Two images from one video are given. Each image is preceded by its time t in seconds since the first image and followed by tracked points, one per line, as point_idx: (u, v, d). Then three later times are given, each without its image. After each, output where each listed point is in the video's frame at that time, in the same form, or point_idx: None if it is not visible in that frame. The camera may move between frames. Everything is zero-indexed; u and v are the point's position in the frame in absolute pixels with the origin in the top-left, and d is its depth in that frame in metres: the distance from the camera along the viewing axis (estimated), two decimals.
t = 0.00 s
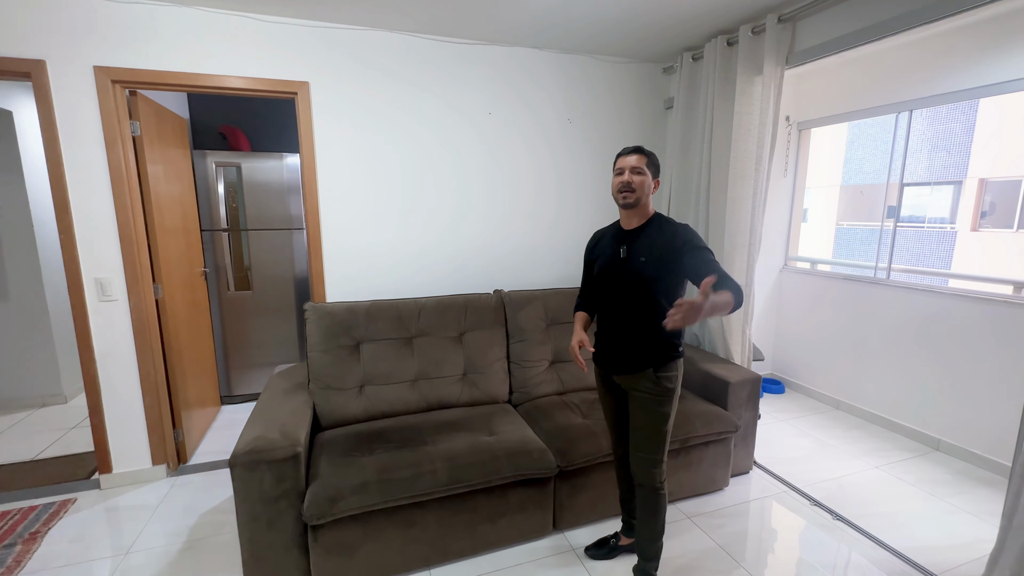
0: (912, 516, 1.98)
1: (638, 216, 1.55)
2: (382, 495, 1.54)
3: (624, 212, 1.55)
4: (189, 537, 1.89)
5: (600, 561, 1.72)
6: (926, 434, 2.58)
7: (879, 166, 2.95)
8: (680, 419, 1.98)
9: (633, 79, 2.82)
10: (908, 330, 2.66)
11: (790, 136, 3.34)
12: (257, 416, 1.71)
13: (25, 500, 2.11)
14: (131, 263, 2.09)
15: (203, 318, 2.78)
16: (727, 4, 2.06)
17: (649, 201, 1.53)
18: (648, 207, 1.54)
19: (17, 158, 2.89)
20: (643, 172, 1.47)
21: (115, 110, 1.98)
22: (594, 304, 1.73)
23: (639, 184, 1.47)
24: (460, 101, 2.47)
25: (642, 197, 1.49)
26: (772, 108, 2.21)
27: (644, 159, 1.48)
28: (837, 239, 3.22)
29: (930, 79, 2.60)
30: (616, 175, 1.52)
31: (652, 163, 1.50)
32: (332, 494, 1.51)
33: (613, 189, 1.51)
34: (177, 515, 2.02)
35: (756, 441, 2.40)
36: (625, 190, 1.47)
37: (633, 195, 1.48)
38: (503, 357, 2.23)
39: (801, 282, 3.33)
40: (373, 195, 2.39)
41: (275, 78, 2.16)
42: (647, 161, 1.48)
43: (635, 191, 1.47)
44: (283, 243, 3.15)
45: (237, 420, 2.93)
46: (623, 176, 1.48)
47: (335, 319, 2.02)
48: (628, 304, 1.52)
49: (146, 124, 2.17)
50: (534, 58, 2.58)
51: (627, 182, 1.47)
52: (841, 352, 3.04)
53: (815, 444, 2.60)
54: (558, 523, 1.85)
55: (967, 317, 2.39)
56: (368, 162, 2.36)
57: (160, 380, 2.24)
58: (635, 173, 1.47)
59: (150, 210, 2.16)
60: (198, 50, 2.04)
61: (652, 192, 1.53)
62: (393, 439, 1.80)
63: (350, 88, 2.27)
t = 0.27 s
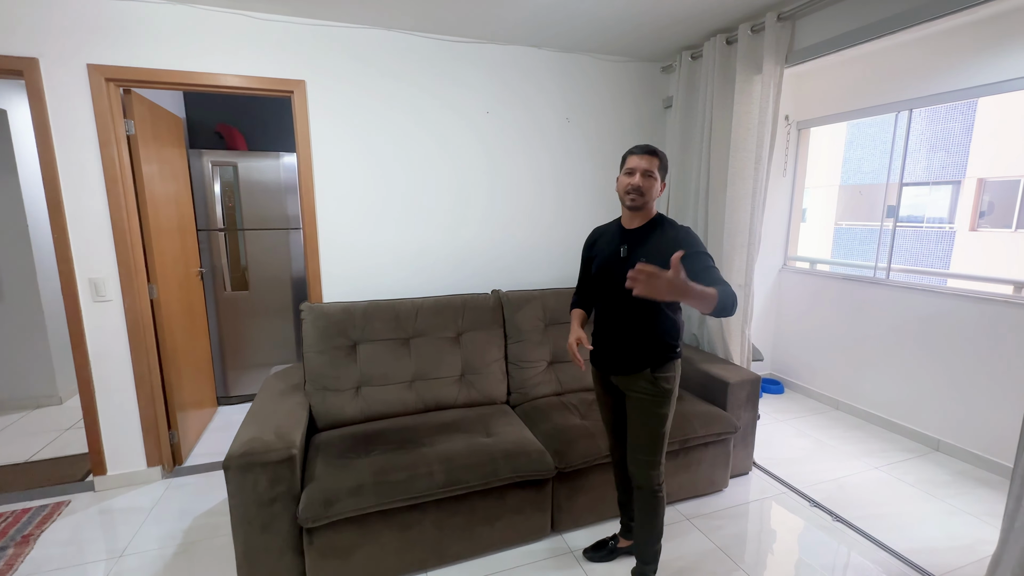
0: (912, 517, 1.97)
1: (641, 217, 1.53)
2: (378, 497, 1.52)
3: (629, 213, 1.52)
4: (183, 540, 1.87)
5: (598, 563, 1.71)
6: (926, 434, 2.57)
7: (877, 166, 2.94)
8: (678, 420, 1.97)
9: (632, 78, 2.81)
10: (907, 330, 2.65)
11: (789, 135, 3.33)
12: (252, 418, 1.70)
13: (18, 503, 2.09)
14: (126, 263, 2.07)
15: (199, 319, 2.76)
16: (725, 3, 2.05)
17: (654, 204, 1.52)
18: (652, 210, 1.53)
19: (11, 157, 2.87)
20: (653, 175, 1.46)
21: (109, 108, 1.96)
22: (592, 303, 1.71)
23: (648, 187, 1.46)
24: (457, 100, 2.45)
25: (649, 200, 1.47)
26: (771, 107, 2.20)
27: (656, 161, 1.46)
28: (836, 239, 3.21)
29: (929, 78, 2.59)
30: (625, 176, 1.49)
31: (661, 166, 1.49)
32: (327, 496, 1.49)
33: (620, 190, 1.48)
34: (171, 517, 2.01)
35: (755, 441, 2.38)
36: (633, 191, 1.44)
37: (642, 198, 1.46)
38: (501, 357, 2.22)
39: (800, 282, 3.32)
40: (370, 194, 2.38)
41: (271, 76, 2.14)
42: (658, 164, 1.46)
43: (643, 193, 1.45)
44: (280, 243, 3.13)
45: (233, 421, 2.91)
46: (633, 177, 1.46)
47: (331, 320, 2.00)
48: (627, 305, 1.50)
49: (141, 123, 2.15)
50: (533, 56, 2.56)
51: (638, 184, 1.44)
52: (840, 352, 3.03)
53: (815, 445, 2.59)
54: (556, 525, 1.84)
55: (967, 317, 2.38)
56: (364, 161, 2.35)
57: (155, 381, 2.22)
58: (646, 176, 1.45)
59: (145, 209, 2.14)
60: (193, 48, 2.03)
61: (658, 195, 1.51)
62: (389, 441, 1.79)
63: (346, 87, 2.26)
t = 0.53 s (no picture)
0: (911, 519, 1.96)
1: (641, 219, 1.52)
2: (374, 500, 1.51)
3: (629, 215, 1.51)
4: (179, 542, 1.86)
5: (596, 566, 1.70)
6: (924, 435, 2.56)
7: (875, 166, 2.93)
8: (677, 421, 1.96)
9: (630, 77, 2.80)
10: (906, 331, 2.65)
11: (788, 135, 3.31)
12: (247, 420, 1.68)
13: (12, 505, 2.07)
14: (120, 263, 2.05)
15: (195, 319, 2.74)
16: (723, 2, 2.04)
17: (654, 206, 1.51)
18: (652, 213, 1.52)
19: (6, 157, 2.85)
20: (655, 178, 1.45)
21: (103, 108, 1.95)
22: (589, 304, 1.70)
23: (650, 190, 1.45)
24: (455, 99, 2.44)
25: (650, 203, 1.46)
26: (769, 107, 2.19)
27: (658, 165, 1.45)
28: (834, 239, 3.21)
29: (927, 78, 2.58)
30: (626, 178, 1.48)
31: (662, 169, 1.48)
32: (323, 499, 1.48)
33: (621, 193, 1.47)
34: (167, 519, 1.99)
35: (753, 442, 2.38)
36: (636, 194, 1.43)
37: (644, 201, 1.45)
38: (498, 358, 2.21)
39: (798, 283, 3.31)
40: (367, 194, 2.36)
41: (267, 75, 2.13)
42: (659, 168, 1.45)
43: (646, 197, 1.44)
44: (277, 243, 3.12)
45: (229, 422, 2.89)
46: (636, 181, 1.45)
47: (328, 320, 1.99)
48: (625, 306, 1.49)
49: (136, 122, 2.14)
50: (530, 56, 2.55)
51: (640, 188, 1.43)
52: (839, 353, 3.02)
53: (813, 446, 2.58)
54: (554, 527, 1.83)
55: (966, 318, 2.38)
56: (361, 161, 2.33)
57: (150, 382, 2.20)
58: (648, 179, 1.44)
59: (140, 209, 2.13)
60: (188, 47, 2.01)
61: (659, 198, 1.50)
62: (385, 442, 1.78)
63: (343, 86, 2.24)
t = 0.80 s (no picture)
0: (909, 520, 1.96)
1: (640, 220, 1.51)
2: (370, 502, 1.50)
3: (628, 216, 1.50)
4: (174, 544, 1.85)
5: (593, 567, 1.69)
6: (923, 435, 2.55)
7: (874, 166, 2.93)
8: (675, 422, 1.95)
9: (628, 77, 2.79)
10: (904, 331, 2.64)
11: (786, 134, 3.28)
12: (242, 421, 1.67)
13: (6, 507, 2.06)
14: (115, 263, 2.04)
15: (191, 320, 2.73)
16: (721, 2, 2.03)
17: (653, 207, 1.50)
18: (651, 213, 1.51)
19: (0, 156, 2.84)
20: (654, 179, 1.44)
21: (97, 107, 1.93)
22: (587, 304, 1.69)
23: (650, 191, 1.44)
24: (452, 98, 2.43)
25: (649, 204, 1.46)
26: (767, 107, 2.19)
27: (656, 165, 1.44)
28: (833, 240, 3.21)
29: (925, 79, 2.58)
30: (626, 179, 1.46)
31: (661, 169, 1.47)
32: (318, 501, 1.47)
33: (621, 194, 1.46)
34: (162, 521, 1.98)
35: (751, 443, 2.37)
36: (635, 196, 1.42)
37: (643, 203, 1.44)
38: (496, 359, 2.19)
39: (797, 283, 3.30)
40: (364, 194, 2.35)
41: (264, 74, 2.12)
42: (658, 168, 1.44)
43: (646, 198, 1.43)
44: (273, 243, 3.10)
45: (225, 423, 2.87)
46: (635, 182, 1.43)
47: (324, 321, 1.97)
48: (624, 307, 1.48)
49: (131, 121, 2.12)
50: (528, 55, 2.54)
51: (639, 189, 1.42)
52: (838, 353, 3.01)
53: (812, 446, 2.57)
54: (551, 528, 1.82)
55: (964, 318, 2.37)
56: (358, 161, 2.32)
57: (145, 383, 2.19)
58: (647, 180, 1.43)
59: (135, 209, 2.12)
60: (183, 46, 2.00)
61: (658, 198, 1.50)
62: (381, 444, 1.76)
63: (339, 86, 2.23)
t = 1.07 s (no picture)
0: (907, 520, 1.95)
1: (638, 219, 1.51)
2: (365, 503, 1.49)
3: (625, 216, 1.50)
4: (169, 546, 1.84)
5: (591, 568, 1.68)
6: (920, 435, 2.55)
7: (872, 166, 2.93)
8: (672, 422, 1.95)
9: (626, 77, 2.78)
10: (902, 331, 2.64)
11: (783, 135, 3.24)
12: (237, 422, 1.66)
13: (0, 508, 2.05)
14: (110, 263, 2.03)
15: (188, 320, 2.72)
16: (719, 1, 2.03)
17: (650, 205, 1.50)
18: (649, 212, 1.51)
19: None
20: (649, 178, 1.44)
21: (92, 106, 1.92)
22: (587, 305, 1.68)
23: (646, 191, 1.43)
24: (450, 98, 2.42)
25: (647, 203, 1.45)
26: (765, 106, 2.18)
27: (650, 164, 1.44)
28: (831, 239, 3.21)
29: (923, 79, 2.58)
30: (621, 180, 1.46)
31: (655, 167, 1.47)
32: (313, 502, 1.46)
33: (618, 196, 1.45)
34: (157, 523, 1.97)
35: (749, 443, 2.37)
36: (632, 197, 1.42)
37: (641, 203, 1.44)
38: (493, 359, 2.19)
39: (795, 283, 3.30)
40: (361, 193, 2.34)
41: (259, 73, 2.10)
42: (653, 166, 1.44)
43: (643, 198, 1.43)
44: (271, 243, 3.09)
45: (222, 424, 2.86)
46: (630, 183, 1.43)
47: (321, 321, 1.97)
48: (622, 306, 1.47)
49: (126, 120, 2.11)
50: (526, 54, 2.53)
51: (636, 190, 1.41)
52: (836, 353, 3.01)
53: (810, 446, 2.57)
54: (548, 529, 1.81)
55: (962, 318, 2.37)
56: (355, 160, 2.31)
57: (141, 384, 2.18)
58: (643, 180, 1.43)
59: (130, 208, 2.10)
60: (179, 45, 1.99)
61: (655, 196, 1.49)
62: (378, 444, 1.76)
63: (336, 85, 2.22)
